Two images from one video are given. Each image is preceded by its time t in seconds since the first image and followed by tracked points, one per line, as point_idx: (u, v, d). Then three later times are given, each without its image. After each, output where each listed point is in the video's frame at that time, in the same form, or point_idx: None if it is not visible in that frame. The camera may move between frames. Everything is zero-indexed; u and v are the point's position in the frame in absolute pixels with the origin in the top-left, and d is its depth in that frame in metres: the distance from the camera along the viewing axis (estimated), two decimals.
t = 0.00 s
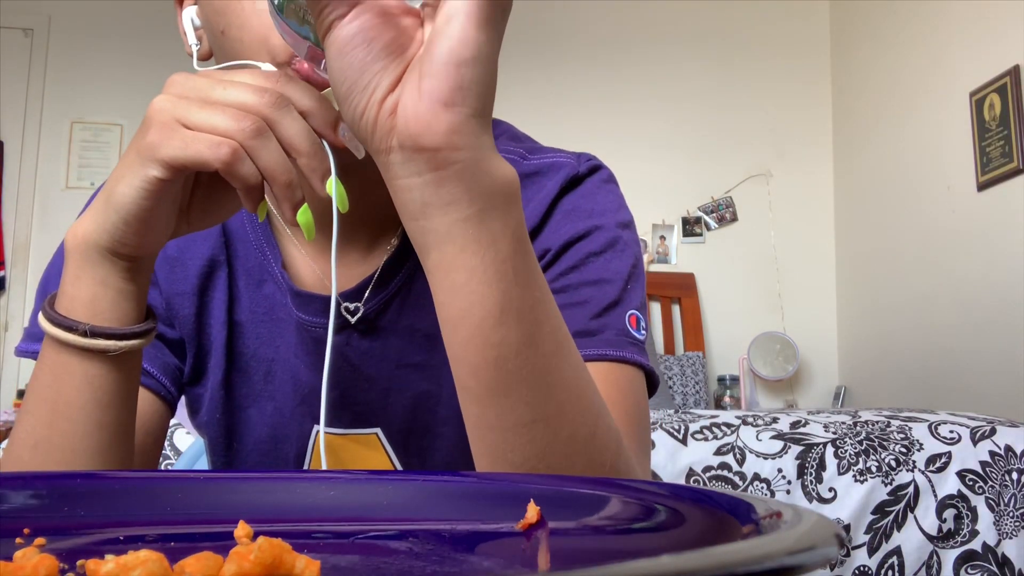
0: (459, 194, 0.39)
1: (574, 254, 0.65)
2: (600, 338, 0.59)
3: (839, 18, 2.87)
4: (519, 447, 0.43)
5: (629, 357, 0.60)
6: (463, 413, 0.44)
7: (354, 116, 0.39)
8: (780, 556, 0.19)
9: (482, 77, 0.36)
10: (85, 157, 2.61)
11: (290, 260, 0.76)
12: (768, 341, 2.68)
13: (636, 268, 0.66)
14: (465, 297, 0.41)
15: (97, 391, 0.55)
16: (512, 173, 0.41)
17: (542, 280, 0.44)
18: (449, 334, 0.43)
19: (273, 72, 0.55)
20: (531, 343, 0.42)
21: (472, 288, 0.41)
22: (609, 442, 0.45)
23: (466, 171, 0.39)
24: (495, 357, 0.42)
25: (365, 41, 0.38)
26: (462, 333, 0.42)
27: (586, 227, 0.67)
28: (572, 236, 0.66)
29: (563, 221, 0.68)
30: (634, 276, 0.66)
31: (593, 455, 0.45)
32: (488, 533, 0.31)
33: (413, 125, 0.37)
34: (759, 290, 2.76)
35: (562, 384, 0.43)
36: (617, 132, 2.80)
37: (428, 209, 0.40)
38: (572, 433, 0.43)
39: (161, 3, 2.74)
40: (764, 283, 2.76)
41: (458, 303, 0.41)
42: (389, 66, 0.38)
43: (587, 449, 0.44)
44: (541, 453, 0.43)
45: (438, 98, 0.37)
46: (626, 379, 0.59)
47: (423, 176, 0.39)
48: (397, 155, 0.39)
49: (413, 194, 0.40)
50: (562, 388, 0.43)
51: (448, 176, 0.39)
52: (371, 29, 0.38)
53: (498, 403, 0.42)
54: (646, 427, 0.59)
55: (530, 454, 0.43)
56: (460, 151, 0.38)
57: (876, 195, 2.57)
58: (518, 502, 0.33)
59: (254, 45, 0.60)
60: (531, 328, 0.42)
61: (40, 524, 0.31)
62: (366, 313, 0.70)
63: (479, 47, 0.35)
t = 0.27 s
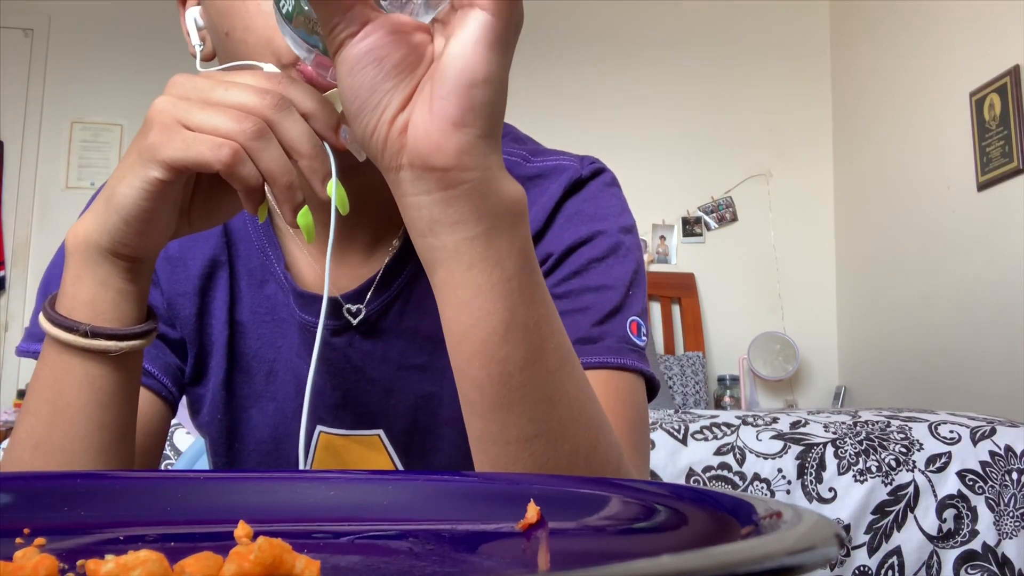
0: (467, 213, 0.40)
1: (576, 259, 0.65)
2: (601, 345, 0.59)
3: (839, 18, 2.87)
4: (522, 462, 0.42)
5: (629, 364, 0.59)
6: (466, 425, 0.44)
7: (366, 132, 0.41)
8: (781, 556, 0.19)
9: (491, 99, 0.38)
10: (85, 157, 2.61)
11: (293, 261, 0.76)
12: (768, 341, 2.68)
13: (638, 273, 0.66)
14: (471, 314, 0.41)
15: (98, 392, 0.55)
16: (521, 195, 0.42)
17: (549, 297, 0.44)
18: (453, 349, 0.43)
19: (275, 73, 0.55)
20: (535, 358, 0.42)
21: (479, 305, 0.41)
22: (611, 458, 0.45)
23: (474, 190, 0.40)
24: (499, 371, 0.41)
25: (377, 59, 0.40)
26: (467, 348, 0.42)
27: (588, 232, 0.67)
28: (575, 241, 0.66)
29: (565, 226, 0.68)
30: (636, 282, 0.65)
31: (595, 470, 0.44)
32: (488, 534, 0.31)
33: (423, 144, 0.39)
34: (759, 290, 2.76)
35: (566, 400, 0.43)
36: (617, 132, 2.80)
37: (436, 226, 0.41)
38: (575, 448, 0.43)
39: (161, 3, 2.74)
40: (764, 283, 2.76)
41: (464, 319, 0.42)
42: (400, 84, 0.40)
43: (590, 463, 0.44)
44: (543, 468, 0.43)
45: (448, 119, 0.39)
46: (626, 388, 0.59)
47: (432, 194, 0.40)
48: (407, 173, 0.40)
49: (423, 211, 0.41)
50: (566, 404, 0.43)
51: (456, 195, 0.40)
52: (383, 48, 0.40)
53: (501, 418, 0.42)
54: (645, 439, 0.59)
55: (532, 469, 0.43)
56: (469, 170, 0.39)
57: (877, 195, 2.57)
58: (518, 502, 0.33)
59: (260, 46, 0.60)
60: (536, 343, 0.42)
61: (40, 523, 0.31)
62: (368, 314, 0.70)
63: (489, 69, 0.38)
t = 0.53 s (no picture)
0: (473, 228, 0.40)
1: (578, 262, 0.65)
2: (602, 349, 0.59)
3: (839, 18, 2.87)
4: (526, 470, 0.43)
5: (630, 368, 0.60)
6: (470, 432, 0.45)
7: (371, 147, 0.41)
8: (780, 557, 0.19)
9: (495, 114, 0.38)
10: (85, 157, 2.61)
11: (293, 262, 0.76)
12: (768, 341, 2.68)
13: (639, 275, 0.66)
14: (476, 326, 0.42)
15: (97, 392, 0.55)
16: (525, 205, 0.42)
17: (551, 305, 0.44)
18: (457, 359, 0.43)
19: (276, 75, 0.55)
20: (540, 368, 0.42)
21: (484, 318, 0.41)
22: (613, 463, 0.46)
23: (479, 205, 0.40)
24: (504, 384, 0.42)
25: (381, 73, 0.40)
26: (471, 360, 0.42)
27: (589, 234, 0.67)
28: (576, 243, 0.66)
29: (567, 227, 0.68)
30: (637, 285, 0.65)
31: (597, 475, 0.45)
32: (489, 534, 0.31)
33: (428, 160, 0.39)
34: (759, 290, 2.76)
35: (570, 408, 0.43)
36: (617, 132, 2.80)
37: (442, 240, 0.41)
38: (578, 456, 0.44)
39: (161, 3, 2.74)
40: (764, 283, 2.76)
41: (468, 332, 0.42)
42: (404, 99, 0.40)
43: (593, 469, 0.44)
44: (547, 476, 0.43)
45: (453, 135, 0.38)
46: (627, 392, 0.59)
47: (438, 209, 0.40)
48: (412, 188, 0.40)
49: (428, 225, 0.41)
50: (570, 413, 0.43)
51: (462, 210, 0.40)
52: (386, 63, 0.40)
53: (505, 428, 0.42)
54: (650, 437, 0.59)
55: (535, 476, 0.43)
56: (474, 186, 0.39)
57: (877, 195, 2.57)
58: (518, 502, 0.33)
59: (262, 47, 0.60)
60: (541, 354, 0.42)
61: (40, 523, 0.31)
62: (368, 315, 0.70)
63: (492, 84, 0.37)
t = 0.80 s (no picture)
0: (479, 196, 0.41)
1: (576, 255, 0.65)
2: (602, 341, 0.59)
3: (839, 18, 2.87)
4: (531, 449, 0.42)
5: (630, 360, 0.59)
6: (474, 416, 0.44)
7: (377, 118, 0.42)
8: (780, 557, 0.19)
9: (501, 80, 0.39)
10: (85, 157, 2.61)
11: (292, 260, 0.75)
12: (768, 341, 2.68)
13: (637, 270, 0.66)
14: (482, 299, 0.41)
15: (96, 391, 0.55)
16: (531, 180, 0.43)
17: (557, 285, 0.44)
18: (463, 335, 0.43)
19: (276, 76, 0.55)
20: (546, 344, 0.42)
21: (490, 290, 0.41)
22: (618, 450, 0.45)
23: (485, 172, 0.40)
24: (510, 357, 0.41)
25: (388, 44, 0.41)
26: (477, 334, 0.42)
27: (588, 228, 0.67)
28: (574, 238, 0.66)
29: (565, 222, 0.68)
30: (635, 278, 0.66)
31: (603, 461, 0.44)
32: (489, 534, 0.31)
33: (434, 126, 0.40)
34: (759, 290, 2.76)
35: (575, 388, 0.43)
36: (617, 132, 2.80)
37: (447, 210, 0.41)
38: (583, 437, 0.43)
39: (161, 3, 2.74)
40: (764, 283, 2.76)
41: (475, 304, 0.42)
42: (411, 69, 0.41)
43: (598, 452, 0.44)
44: (552, 456, 0.42)
45: (459, 101, 0.39)
46: (627, 384, 0.59)
47: (444, 177, 0.41)
48: (418, 157, 0.41)
49: (433, 195, 0.41)
50: (575, 392, 0.43)
51: (467, 178, 0.40)
52: (394, 34, 0.41)
53: (511, 405, 0.42)
54: (649, 432, 0.59)
55: (540, 457, 0.42)
56: (480, 153, 0.40)
57: (877, 195, 2.57)
58: (519, 502, 0.33)
59: (264, 46, 0.60)
60: (546, 330, 0.42)
61: (40, 523, 0.31)
62: (367, 313, 0.70)
63: (497, 51, 0.39)
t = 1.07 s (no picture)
0: (485, 166, 0.40)
1: (574, 249, 0.65)
2: (601, 333, 0.59)
3: (839, 18, 2.87)
4: (537, 428, 0.42)
5: (630, 352, 0.59)
6: (478, 394, 0.44)
7: (381, 90, 0.41)
8: (780, 556, 0.19)
9: (508, 46, 0.38)
10: (85, 157, 2.61)
11: (288, 261, 0.76)
12: (768, 341, 2.68)
13: (635, 264, 0.67)
14: (488, 271, 0.41)
15: (95, 391, 0.55)
16: (536, 151, 0.42)
17: (562, 260, 0.44)
18: (469, 310, 0.43)
19: (277, 78, 0.55)
20: (551, 318, 0.42)
21: (496, 262, 0.41)
22: (623, 430, 0.45)
23: (492, 142, 0.40)
24: (515, 332, 0.42)
25: (393, 16, 0.40)
26: (483, 309, 0.42)
27: (585, 223, 0.67)
28: (572, 231, 0.66)
29: (562, 217, 0.68)
30: (633, 272, 0.66)
31: (608, 442, 0.44)
32: (489, 534, 0.31)
33: (441, 94, 0.39)
34: (759, 290, 2.76)
35: (579, 365, 0.43)
36: (617, 132, 2.80)
37: (453, 181, 0.41)
38: (589, 415, 0.43)
39: (161, 3, 2.74)
40: (764, 283, 2.76)
41: (481, 277, 0.42)
42: (416, 40, 0.40)
43: (604, 432, 0.44)
44: (558, 434, 0.43)
45: (466, 69, 0.38)
46: (628, 374, 0.59)
47: (450, 146, 0.40)
48: (424, 127, 0.40)
49: (439, 166, 0.41)
50: (580, 369, 0.43)
51: (474, 148, 0.40)
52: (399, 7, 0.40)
53: (517, 381, 0.42)
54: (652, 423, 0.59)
55: (546, 435, 0.42)
56: (487, 121, 0.39)
57: (877, 195, 2.57)
58: (519, 502, 0.33)
59: (265, 46, 0.60)
60: (550, 305, 0.43)
61: (40, 524, 0.31)
62: (365, 311, 0.70)
63: (504, 18, 0.38)
